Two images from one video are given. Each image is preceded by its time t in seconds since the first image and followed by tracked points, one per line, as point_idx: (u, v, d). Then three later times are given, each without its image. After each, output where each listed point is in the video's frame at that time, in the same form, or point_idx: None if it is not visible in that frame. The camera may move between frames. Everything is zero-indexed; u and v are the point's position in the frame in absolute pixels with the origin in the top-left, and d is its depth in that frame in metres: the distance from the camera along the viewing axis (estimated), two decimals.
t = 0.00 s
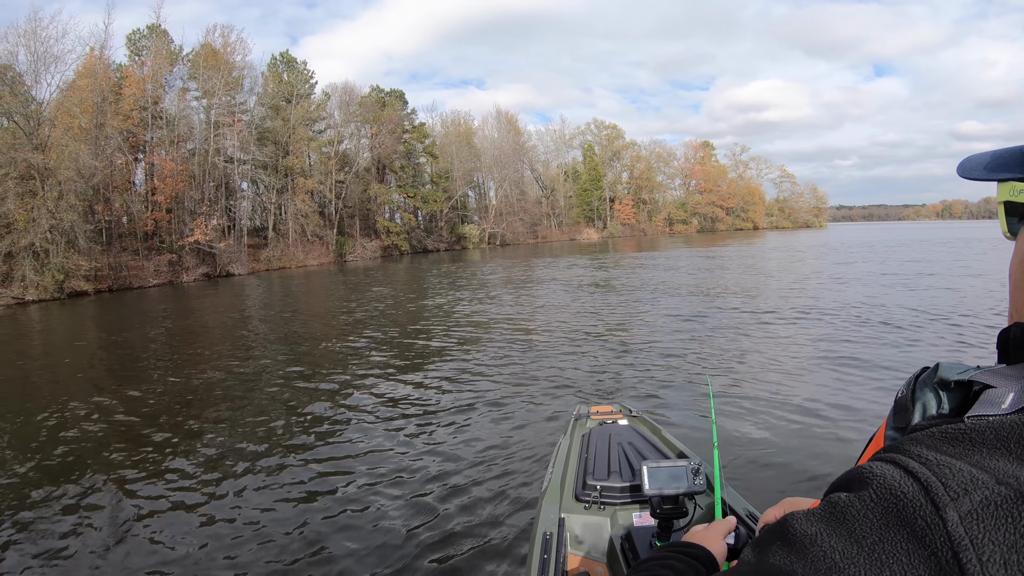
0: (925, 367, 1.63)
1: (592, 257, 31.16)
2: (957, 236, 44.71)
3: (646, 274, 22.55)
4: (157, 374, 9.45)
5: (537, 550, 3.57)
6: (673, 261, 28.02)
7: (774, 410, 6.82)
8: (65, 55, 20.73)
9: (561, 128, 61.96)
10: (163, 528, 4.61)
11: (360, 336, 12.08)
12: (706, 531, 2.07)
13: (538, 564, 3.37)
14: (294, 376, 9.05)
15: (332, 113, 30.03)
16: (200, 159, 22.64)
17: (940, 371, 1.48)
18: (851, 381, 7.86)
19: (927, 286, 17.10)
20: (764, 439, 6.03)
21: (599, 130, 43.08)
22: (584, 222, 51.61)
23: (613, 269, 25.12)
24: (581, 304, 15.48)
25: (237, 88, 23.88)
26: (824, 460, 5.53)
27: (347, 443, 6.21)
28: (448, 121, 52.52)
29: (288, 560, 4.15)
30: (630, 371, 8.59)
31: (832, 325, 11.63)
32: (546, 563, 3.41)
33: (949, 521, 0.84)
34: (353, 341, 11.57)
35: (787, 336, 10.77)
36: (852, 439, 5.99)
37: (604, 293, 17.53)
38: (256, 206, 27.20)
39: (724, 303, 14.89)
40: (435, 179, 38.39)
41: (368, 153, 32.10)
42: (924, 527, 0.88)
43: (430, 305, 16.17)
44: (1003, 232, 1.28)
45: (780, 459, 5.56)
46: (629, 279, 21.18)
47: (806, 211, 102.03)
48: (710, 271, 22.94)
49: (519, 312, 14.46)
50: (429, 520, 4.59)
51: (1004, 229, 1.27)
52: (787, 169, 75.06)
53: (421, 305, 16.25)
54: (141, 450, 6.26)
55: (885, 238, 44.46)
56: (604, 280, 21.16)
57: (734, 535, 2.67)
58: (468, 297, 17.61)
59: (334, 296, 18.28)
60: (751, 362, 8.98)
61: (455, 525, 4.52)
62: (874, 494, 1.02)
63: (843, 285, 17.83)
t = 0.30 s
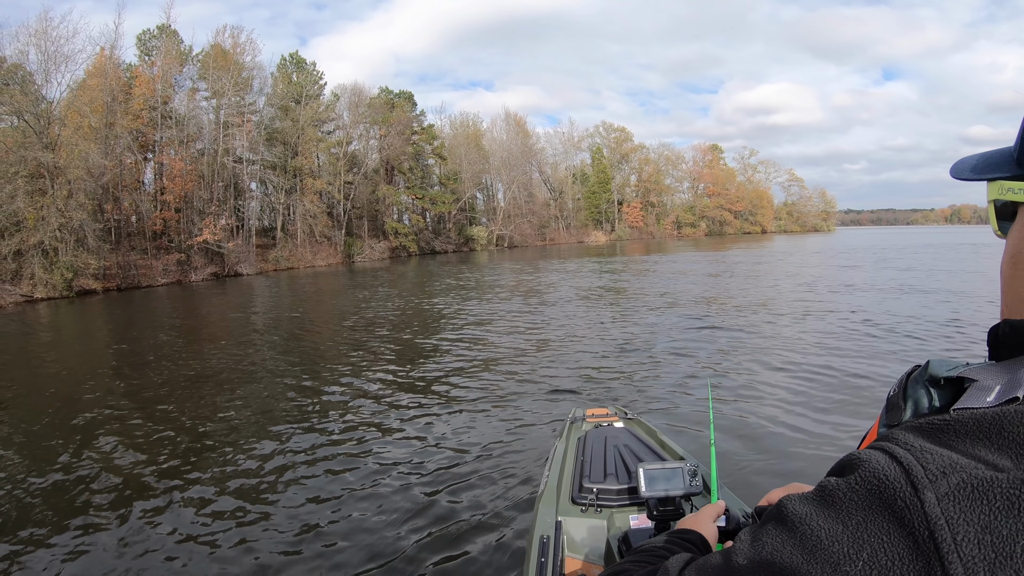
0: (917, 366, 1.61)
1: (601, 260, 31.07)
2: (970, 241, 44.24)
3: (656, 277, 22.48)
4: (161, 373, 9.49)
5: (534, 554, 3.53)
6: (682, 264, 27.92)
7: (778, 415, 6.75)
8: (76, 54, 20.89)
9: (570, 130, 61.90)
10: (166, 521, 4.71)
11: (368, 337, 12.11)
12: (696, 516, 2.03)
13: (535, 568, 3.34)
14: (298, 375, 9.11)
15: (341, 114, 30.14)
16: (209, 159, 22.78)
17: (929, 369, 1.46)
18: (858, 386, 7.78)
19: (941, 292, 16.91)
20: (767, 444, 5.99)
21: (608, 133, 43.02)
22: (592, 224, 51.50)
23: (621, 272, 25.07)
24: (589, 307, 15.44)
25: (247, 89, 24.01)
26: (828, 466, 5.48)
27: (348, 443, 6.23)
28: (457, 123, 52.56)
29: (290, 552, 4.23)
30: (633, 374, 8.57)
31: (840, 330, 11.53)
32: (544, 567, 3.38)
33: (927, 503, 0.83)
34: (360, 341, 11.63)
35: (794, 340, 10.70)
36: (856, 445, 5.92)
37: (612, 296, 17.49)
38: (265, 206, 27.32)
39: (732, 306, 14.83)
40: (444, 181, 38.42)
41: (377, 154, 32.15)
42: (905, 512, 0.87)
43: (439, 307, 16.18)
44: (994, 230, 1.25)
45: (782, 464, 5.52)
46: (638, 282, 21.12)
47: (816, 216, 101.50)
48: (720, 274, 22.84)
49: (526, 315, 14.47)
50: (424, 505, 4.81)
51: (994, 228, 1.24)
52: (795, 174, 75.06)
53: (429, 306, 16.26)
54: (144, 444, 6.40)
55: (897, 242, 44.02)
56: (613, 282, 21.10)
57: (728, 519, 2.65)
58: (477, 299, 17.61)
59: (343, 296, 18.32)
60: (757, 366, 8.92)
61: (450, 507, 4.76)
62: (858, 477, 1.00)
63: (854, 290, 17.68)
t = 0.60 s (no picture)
0: (921, 370, 1.59)
1: (610, 261, 30.94)
2: (986, 246, 43.62)
3: (666, 279, 22.39)
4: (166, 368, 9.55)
5: (534, 561, 3.52)
6: (693, 266, 27.78)
7: (785, 420, 6.67)
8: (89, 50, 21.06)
9: (580, 131, 61.76)
10: (166, 516, 4.74)
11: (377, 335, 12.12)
12: (701, 522, 2.00)
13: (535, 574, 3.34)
14: (304, 372, 9.14)
15: (351, 112, 30.19)
16: (219, 156, 22.89)
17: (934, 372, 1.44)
18: (868, 391, 7.68)
19: (956, 297, 16.69)
20: (772, 448, 5.92)
21: (618, 134, 42.87)
22: (601, 224, 51.18)
23: (632, 274, 24.98)
24: (598, 308, 15.38)
25: (257, 87, 24.10)
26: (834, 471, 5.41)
27: (351, 442, 6.22)
28: (467, 122, 52.58)
29: (290, 547, 4.27)
30: (639, 376, 8.53)
31: (852, 334, 11.41)
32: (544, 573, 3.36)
33: (931, 496, 0.81)
34: (368, 339, 11.67)
35: (803, 344, 10.61)
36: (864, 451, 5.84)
37: (622, 297, 17.42)
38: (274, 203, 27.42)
39: (742, 309, 14.72)
40: (454, 180, 38.39)
41: (387, 152, 32.16)
42: (910, 505, 0.84)
43: (447, 306, 16.18)
44: (996, 237, 1.23)
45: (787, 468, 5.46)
46: (648, 284, 21.02)
47: (827, 219, 100.66)
48: (731, 277, 22.72)
49: (534, 315, 14.44)
50: (423, 506, 4.78)
51: (996, 234, 1.21)
52: (806, 177, 74.63)
53: (437, 305, 16.27)
54: (145, 437, 6.53)
55: (911, 246, 43.49)
56: (623, 284, 21.01)
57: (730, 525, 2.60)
58: (486, 299, 17.59)
59: (352, 294, 18.35)
60: (764, 369, 8.85)
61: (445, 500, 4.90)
62: (863, 471, 0.97)
63: (866, 294, 17.50)
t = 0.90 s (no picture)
0: (924, 376, 1.60)
1: (618, 260, 30.88)
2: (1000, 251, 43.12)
3: (675, 279, 22.32)
4: (172, 361, 9.64)
5: (537, 564, 3.54)
6: (703, 267, 27.61)
7: (789, 423, 6.61)
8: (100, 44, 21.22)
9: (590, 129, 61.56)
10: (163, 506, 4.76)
11: (384, 331, 12.16)
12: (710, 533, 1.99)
13: None
14: (310, 367, 9.19)
15: (361, 108, 30.25)
16: (229, 150, 23.00)
17: (936, 376, 1.45)
18: (875, 395, 7.63)
19: (968, 301, 16.51)
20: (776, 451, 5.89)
21: (627, 133, 42.71)
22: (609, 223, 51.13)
23: (640, 273, 24.93)
24: (606, 307, 15.35)
25: (267, 82, 24.19)
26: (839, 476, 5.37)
27: (353, 436, 6.23)
28: (476, 119, 52.61)
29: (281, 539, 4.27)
30: (644, 376, 8.51)
31: (861, 337, 11.32)
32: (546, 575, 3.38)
33: (918, 481, 0.78)
34: (376, 336, 11.71)
35: (812, 346, 10.54)
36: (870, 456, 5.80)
37: (630, 296, 17.38)
38: (283, 198, 27.58)
39: (750, 310, 14.64)
40: (462, 177, 38.41)
41: (396, 149, 32.22)
42: (898, 488, 0.82)
43: (455, 303, 16.20)
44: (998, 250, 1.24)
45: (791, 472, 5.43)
46: (657, 283, 20.98)
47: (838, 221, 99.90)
48: (740, 278, 22.63)
49: (542, 313, 14.43)
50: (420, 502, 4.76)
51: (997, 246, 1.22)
52: (816, 179, 74.24)
53: (445, 302, 16.31)
54: (150, 428, 6.63)
55: (922, 250, 43.08)
56: (631, 283, 20.97)
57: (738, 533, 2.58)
58: (493, 296, 17.60)
59: (360, 290, 18.41)
60: (771, 371, 8.80)
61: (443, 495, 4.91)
62: (858, 458, 0.94)
63: (877, 297, 17.37)
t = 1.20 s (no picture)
0: (921, 383, 1.63)
1: (621, 259, 30.84)
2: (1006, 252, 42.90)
3: (679, 278, 22.29)
4: (177, 357, 9.72)
5: (541, 562, 3.59)
6: (705, 265, 27.61)
7: (790, 422, 6.64)
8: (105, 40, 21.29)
9: (595, 127, 61.40)
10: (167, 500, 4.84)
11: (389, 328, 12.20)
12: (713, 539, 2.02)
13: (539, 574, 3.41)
14: (315, 364, 9.26)
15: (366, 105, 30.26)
16: (233, 146, 23.04)
17: (932, 383, 1.48)
18: (878, 396, 7.63)
19: (974, 302, 16.46)
20: (779, 451, 5.91)
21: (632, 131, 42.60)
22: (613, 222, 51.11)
23: (644, 271, 24.90)
24: (609, 306, 15.37)
25: (272, 79, 24.22)
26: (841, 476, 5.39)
27: (356, 433, 6.29)
28: (481, 117, 52.59)
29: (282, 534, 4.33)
30: (647, 375, 8.54)
31: (865, 338, 11.32)
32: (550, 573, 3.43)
33: (891, 483, 0.81)
34: (380, 333, 11.76)
35: (815, 346, 10.55)
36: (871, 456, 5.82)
37: (634, 295, 17.38)
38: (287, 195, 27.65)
39: (754, 310, 14.62)
40: (466, 175, 38.40)
41: (400, 146, 32.24)
42: (870, 488, 0.85)
43: (459, 300, 16.23)
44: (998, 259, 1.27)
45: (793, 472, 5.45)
46: (661, 282, 20.96)
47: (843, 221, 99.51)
48: (743, 277, 22.60)
49: (545, 311, 14.45)
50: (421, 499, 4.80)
51: (998, 253, 1.25)
52: (820, 178, 74.09)
53: (448, 299, 16.34)
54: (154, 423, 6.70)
55: (927, 251, 42.89)
56: (635, 282, 20.97)
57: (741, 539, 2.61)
58: (497, 294, 17.62)
59: (364, 287, 18.47)
60: (774, 371, 8.81)
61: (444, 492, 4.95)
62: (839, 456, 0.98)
63: (882, 297, 17.32)
